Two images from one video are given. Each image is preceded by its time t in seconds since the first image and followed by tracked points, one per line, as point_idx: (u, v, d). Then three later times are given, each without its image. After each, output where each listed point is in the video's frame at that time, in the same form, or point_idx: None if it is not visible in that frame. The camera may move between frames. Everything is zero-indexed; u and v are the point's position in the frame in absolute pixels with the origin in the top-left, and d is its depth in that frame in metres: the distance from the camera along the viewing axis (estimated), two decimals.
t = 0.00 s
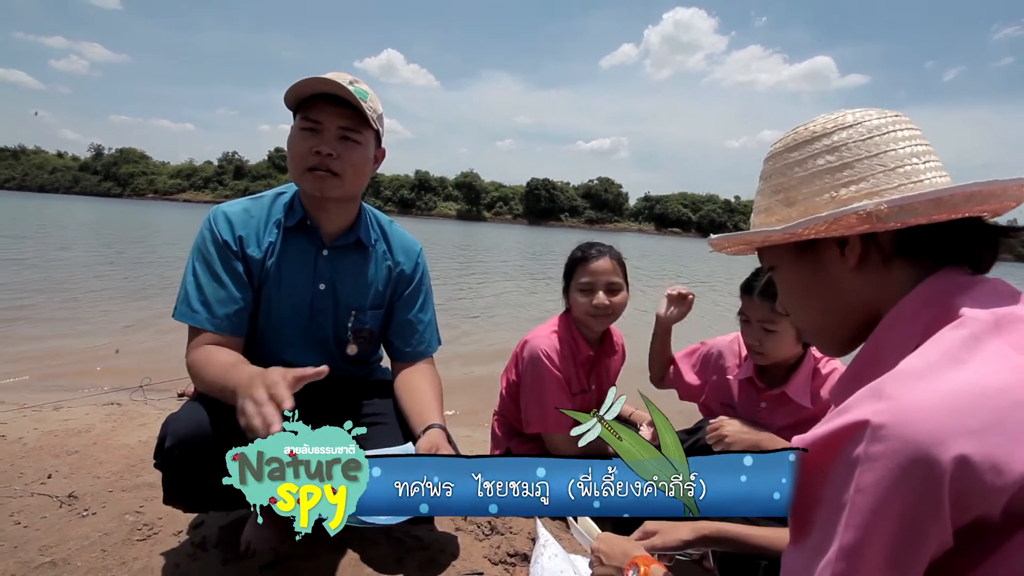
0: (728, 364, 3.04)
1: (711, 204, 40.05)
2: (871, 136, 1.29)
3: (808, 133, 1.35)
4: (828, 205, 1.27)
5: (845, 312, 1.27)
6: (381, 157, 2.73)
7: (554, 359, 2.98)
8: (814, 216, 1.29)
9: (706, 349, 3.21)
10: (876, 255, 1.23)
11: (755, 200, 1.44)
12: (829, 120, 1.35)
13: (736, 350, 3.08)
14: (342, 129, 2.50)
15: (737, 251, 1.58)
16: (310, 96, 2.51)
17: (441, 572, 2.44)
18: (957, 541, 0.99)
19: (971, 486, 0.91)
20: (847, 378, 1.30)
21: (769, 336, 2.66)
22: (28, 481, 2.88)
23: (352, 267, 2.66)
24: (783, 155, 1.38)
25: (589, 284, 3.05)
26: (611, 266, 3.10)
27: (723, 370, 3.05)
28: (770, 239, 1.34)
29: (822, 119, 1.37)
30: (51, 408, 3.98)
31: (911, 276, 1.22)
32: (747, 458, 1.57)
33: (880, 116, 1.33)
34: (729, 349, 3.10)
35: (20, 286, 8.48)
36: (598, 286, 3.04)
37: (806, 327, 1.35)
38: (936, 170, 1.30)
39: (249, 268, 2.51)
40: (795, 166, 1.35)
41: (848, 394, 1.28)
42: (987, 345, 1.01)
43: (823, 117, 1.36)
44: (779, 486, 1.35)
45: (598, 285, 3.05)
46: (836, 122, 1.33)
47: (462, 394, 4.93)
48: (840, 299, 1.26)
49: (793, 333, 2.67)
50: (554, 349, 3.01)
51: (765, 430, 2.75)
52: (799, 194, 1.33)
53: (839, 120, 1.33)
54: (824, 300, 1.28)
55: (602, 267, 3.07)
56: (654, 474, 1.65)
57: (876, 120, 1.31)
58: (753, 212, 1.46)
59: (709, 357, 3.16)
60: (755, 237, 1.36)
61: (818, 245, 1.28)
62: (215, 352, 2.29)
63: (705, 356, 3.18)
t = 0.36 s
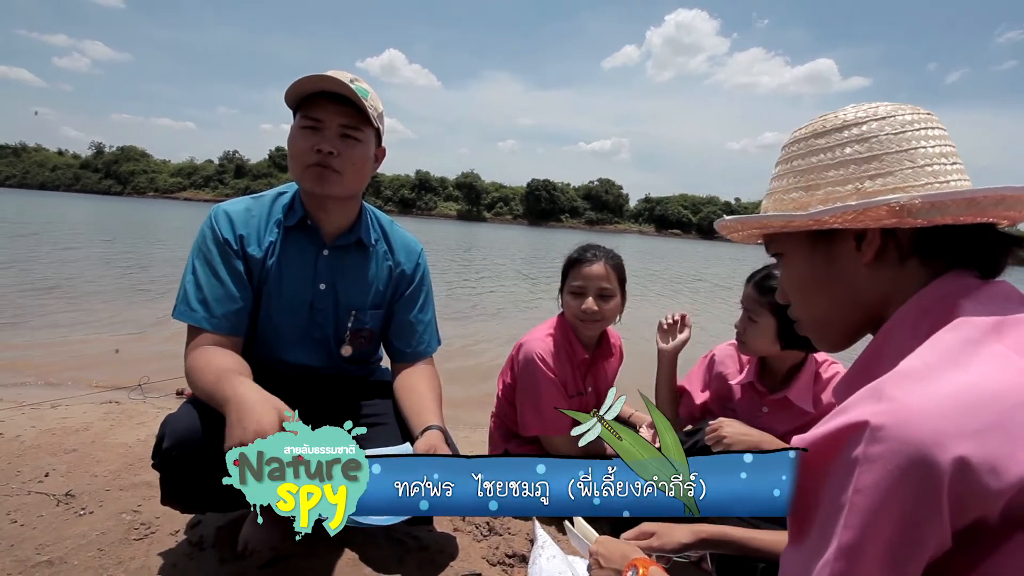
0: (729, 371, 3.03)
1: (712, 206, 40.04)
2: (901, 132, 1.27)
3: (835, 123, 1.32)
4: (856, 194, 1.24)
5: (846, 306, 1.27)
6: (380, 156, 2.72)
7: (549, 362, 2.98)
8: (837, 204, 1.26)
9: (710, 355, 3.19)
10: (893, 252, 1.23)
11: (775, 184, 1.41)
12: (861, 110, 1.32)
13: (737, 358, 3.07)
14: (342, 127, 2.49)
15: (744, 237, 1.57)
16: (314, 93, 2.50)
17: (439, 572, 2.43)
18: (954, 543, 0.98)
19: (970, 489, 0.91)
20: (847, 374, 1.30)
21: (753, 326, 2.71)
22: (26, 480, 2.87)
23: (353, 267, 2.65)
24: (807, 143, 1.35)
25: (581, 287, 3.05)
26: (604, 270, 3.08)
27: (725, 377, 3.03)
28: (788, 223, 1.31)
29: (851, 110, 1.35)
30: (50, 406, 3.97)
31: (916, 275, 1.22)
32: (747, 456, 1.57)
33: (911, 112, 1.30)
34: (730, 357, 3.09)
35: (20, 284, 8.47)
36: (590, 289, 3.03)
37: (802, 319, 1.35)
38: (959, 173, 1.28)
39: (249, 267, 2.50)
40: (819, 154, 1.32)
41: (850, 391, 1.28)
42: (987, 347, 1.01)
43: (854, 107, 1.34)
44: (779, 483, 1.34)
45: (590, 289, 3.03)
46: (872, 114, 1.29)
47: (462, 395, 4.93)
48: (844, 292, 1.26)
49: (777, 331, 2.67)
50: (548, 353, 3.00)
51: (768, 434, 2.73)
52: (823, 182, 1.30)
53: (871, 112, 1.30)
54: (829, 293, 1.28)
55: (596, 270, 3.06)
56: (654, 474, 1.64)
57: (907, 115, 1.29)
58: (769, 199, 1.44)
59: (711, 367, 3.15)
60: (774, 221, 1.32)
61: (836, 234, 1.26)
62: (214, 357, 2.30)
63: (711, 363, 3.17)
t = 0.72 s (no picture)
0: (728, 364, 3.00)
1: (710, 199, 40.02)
2: (895, 125, 1.27)
3: (827, 117, 1.32)
4: (852, 184, 1.25)
5: (842, 298, 1.26)
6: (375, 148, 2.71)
7: (546, 357, 2.98)
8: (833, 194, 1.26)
9: (707, 349, 3.14)
10: (888, 241, 1.23)
11: (767, 178, 1.41)
12: (853, 105, 1.33)
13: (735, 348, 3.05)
14: (337, 120, 2.48)
15: (734, 228, 1.56)
16: (310, 86, 2.49)
17: (439, 565, 2.44)
18: (947, 529, 0.99)
19: (963, 474, 0.91)
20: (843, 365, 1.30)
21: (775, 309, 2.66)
22: (26, 477, 2.87)
23: (350, 261, 2.65)
24: (801, 135, 1.34)
25: (577, 281, 3.05)
26: (602, 264, 3.08)
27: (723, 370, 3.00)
28: (784, 214, 1.30)
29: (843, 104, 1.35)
30: (49, 404, 3.97)
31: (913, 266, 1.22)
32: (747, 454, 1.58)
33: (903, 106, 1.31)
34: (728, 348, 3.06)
35: (18, 282, 8.45)
36: (586, 284, 3.03)
37: (792, 311, 1.35)
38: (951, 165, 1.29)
39: (246, 261, 2.49)
40: (813, 146, 1.32)
41: (845, 380, 1.28)
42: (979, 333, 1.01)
43: (846, 102, 1.34)
44: (780, 480, 1.34)
45: (585, 284, 3.03)
46: (865, 108, 1.30)
47: (462, 390, 4.93)
48: (840, 284, 1.25)
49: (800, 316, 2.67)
50: (546, 348, 3.01)
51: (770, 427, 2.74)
52: (817, 172, 1.30)
53: (865, 105, 1.31)
54: (822, 287, 1.27)
55: (592, 265, 3.05)
56: (654, 474, 1.64)
57: (899, 109, 1.30)
58: (760, 190, 1.43)
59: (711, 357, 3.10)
60: (772, 211, 1.31)
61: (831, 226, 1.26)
62: (218, 348, 2.32)
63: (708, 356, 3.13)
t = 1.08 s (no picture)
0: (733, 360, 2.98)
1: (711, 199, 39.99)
2: (905, 120, 1.26)
3: (837, 110, 1.31)
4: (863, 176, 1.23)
5: (845, 293, 1.26)
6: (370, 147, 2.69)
7: (548, 357, 2.98)
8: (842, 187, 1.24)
9: (710, 339, 3.07)
10: (897, 235, 1.22)
11: (773, 169, 1.39)
12: (864, 97, 1.32)
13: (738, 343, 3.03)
14: (336, 119, 2.48)
15: (737, 220, 1.55)
16: (308, 85, 2.48)
17: (440, 565, 2.44)
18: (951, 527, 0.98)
19: (967, 471, 0.90)
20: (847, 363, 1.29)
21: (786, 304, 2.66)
22: (25, 477, 2.87)
23: (348, 259, 2.65)
24: (809, 128, 1.33)
25: (579, 281, 3.04)
26: (606, 265, 3.07)
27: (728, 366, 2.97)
28: (792, 204, 1.28)
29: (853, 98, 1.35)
30: (48, 404, 3.96)
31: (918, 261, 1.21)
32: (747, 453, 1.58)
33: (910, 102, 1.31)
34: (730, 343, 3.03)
35: (18, 282, 8.44)
36: (588, 284, 3.02)
37: (794, 307, 1.34)
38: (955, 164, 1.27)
39: (244, 259, 2.48)
40: (823, 138, 1.30)
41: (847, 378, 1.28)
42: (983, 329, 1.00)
43: (857, 94, 1.33)
44: (780, 476, 1.34)
45: (587, 284, 3.03)
46: (876, 102, 1.29)
47: (462, 390, 4.93)
48: (842, 279, 1.25)
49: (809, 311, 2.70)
50: (547, 348, 3.00)
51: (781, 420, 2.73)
52: (825, 164, 1.28)
53: (873, 100, 1.30)
54: (825, 281, 1.27)
55: (595, 265, 3.04)
56: (654, 474, 1.62)
57: (908, 104, 1.29)
58: (764, 182, 1.41)
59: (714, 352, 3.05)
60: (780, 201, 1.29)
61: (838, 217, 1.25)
62: (218, 347, 2.31)
63: (711, 349, 3.08)
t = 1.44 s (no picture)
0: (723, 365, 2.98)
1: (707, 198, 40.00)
2: (976, 109, 1.24)
3: (911, 81, 1.26)
4: (920, 160, 1.21)
5: (860, 276, 1.25)
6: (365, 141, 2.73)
7: (544, 356, 2.97)
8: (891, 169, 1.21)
9: (700, 346, 3.07)
10: (927, 230, 1.21)
11: (822, 130, 1.34)
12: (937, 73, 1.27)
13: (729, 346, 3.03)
14: (341, 121, 2.50)
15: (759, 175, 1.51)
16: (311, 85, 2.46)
17: (436, 566, 2.42)
18: (953, 529, 0.97)
19: (972, 474, 0.89)
20: (855, 354, 1.30)
21: (775, 313, 2.65)
22: (17, 480, 2.84)
23: (339, 256, 2.63)
24: (875, 93, 1.28)
25: (573, 277, 3.03)
26: (598, 264, 3.01)
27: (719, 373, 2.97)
28: (837, 173, 1.23)
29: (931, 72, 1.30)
30: (41, 405, 3.93)
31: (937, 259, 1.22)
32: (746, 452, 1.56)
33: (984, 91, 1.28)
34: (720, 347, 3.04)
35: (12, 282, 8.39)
36: (581, 282, 3.00)
37: (796, 280, 1.34)
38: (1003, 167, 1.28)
39: (233, 259, 2.46)
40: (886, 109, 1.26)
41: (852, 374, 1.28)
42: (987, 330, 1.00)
43: (930, 68, 1.28)
44: (780, 473, 1.33)
45: (581, 281, 3.00)
46: (955, 83, 1.25)
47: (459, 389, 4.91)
48: (860, 262, 1.24)
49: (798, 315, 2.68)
50: (544, 347, 2.99)
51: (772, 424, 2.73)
52: (880, 138, 1.24)
53: (952, 80, 1.25)
54: (838, 265, 1.26)
55: (590, 263, 3.01)
56: (654, 474, 1.61)
57: (983, 94, 1.26)
58: (806, 143, 1.36)
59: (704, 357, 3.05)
60: (827, 168, 1.23)
61: (875, 199, 1.22)
62: (213, 350, 2.29)
63: (702, 355, 3.08)
